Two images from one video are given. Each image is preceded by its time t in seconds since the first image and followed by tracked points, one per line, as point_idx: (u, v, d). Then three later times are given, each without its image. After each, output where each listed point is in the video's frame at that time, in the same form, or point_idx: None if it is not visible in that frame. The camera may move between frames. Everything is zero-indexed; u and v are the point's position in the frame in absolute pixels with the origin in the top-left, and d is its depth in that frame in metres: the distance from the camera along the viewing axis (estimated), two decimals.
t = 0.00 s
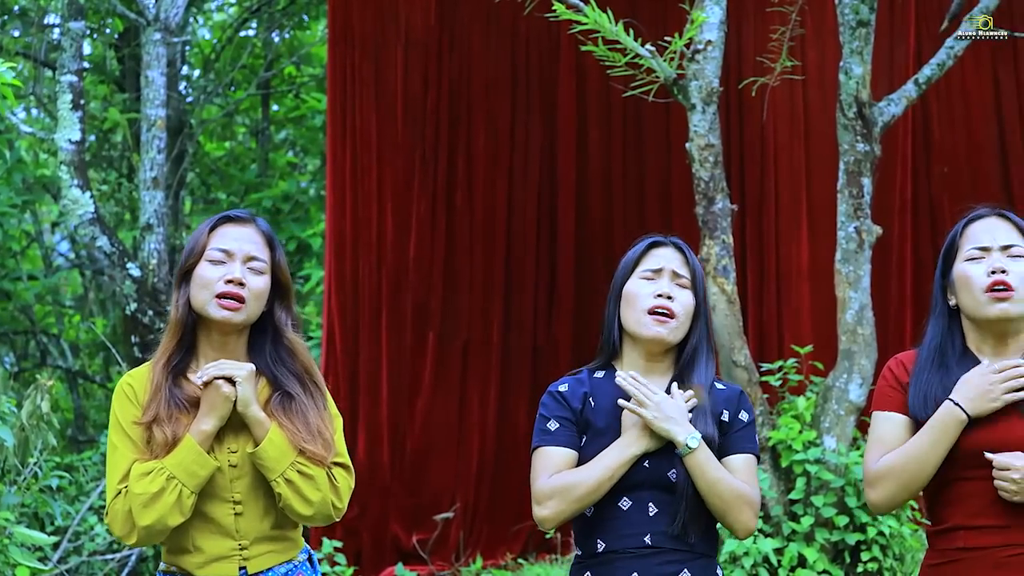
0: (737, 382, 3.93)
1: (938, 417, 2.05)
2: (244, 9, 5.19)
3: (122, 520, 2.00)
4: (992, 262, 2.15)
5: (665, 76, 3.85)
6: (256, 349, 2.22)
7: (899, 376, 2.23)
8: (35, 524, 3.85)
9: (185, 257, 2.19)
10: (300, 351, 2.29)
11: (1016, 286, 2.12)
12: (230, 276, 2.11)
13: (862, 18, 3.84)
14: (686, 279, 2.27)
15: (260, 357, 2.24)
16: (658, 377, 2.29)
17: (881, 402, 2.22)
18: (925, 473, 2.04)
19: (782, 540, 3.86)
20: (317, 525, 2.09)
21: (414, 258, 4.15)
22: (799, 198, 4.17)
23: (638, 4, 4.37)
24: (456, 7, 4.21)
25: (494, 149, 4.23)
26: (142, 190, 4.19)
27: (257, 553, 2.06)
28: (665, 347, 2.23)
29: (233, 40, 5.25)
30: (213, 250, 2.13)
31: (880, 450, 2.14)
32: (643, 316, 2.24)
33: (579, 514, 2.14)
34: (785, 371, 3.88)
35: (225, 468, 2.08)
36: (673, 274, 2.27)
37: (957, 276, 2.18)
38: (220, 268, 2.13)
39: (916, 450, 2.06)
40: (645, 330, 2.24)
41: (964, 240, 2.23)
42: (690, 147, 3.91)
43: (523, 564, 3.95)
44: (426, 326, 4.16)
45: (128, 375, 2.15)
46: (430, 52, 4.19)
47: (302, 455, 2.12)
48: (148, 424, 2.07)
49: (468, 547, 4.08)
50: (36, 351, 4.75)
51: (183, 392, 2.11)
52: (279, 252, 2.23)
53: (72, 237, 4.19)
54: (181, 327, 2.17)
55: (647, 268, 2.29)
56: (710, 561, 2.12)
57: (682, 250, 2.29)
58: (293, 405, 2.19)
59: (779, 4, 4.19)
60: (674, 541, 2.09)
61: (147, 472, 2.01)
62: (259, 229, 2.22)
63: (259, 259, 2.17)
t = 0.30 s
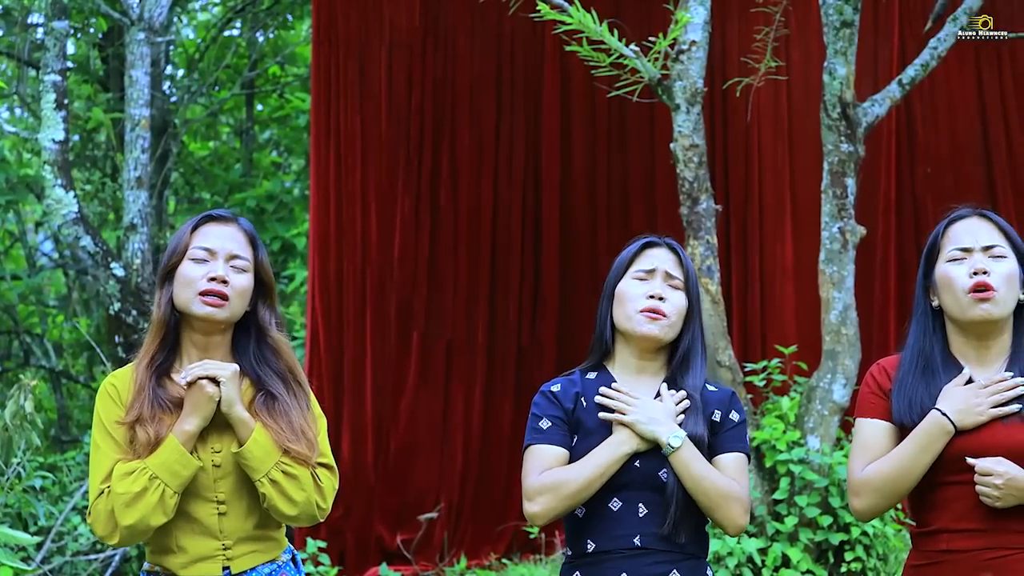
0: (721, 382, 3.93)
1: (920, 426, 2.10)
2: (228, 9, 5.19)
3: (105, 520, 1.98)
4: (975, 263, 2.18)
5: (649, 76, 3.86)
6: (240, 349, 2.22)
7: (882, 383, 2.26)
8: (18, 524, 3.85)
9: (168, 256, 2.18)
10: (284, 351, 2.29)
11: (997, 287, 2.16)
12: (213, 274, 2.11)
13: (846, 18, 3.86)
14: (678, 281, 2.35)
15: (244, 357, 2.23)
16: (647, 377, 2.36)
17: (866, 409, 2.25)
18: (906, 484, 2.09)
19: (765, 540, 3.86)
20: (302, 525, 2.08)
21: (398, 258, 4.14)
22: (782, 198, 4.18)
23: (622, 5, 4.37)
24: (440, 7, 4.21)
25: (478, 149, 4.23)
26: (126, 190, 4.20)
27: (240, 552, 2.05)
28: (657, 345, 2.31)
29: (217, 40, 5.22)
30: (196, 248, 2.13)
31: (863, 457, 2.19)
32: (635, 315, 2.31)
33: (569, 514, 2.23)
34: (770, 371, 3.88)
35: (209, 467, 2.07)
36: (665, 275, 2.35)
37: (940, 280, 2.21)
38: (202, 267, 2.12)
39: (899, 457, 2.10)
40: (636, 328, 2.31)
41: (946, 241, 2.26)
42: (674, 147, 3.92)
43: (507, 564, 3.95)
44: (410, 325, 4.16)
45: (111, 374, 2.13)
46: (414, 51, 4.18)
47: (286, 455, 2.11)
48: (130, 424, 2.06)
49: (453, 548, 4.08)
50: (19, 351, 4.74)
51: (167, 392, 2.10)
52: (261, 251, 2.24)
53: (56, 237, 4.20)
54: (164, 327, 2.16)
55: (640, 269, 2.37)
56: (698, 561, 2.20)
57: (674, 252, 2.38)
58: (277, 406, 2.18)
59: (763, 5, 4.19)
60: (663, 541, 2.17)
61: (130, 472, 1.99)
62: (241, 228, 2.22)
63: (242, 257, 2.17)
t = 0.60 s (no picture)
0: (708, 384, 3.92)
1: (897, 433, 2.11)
2: (214, 11, 5.17)
3: (98, 523, 1.98)
4: (959, 265, 2.19)
5: (635, 78, 3.87)
6: (234, 352, 2.24)
7: (867, 386, 2.27)
8: (3, 526, 3.86)
9: (163, 257, 2.19)
10: (276, 352, 2.30)
11: (982, 288, 2.16)
12: (210, 274, 2.13)
13: (832, 21, 3.88)
14: (664, 281, 2.35)
15: (236, 359, 2.25)
16: (631, 381, 2.35)
17: (851, 412, 2.26)
18: (892, 486, 2.08)
19: (752, 542, 3.85)
20: (295, 529, 2.09)
21: (385, 261, 4.14)
22: (769, 200, 4.18)
23: (609, 7, 4.37)
24: (427, 9, 4.21)
25: (465, 151, 4.23)
26: (111, 192, 4.20)
27: (232, 555, 2.06)
28: (643, 348, 2.30)
29: (203, 42, 5.20)
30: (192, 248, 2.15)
31: (847, 461, 2.19)
32: (621, 318, 2.30)
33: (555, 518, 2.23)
34: (756, 373, 3.88)
35: (203, 470, 2.07)
36: (651, 276, 2.34)
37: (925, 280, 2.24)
38: (200, 267, 2.15)
39: (879, 462, 2.11)
40: (621, 331, 2.30)
41: (931, 242, 2.27)
42: (660, 148, 3.92)
43: (494, 566, 3.95)
44: (398, 327, 4.15)
45: (104, 376, 2.13)
46: (401, 52, 4.19)
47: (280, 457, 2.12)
48: (124, 426, 2.06)
49: (439, 550, 4.08)
50: (4, 353, 4.74)
51: (161, 394, 2.10)
52: (257, 252, 2.27)
53: (41, 239, 4.19)
54: (158, 328, 2.17)
55: (625, 270, 2.36)
56: (684, 563, 2.21)
57: (660, 253, 2.38)
58: (270, 408, 2.19)
59: (749, 7, 4.21)
60: (650, 545, 2.17)
61: (125, 475, 1.99)
62: (237, 230, 2.25)
63: (238, 257, 2.20)
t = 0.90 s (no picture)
0: (694, 398, 3.93)
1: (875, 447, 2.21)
2: (201, 25, 5.13)
3: (97, 533, 2.09)
4: (943, 279, 2.28)
5: (622, 91, 3.90)
6: (234, 366, 2.36)
7: (853, 400, 2.36)
8: None
9: (166, 271, 2.32)
10: (276, 367, 2.42)
11: (966, 301, 2.26)
12: (212, 288, 2.25)
13: (818, 34, 3.88)
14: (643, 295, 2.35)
15: (237, 373, 2.37)
16: (611, 394, 2.35)
17: (838, 426, 2.34)
18: (879, 500, 2.17)
19: (739, 555, 3.84)
20: (290, 543, 2.21)
21: (372, 274, 4.14)
22: (755, 213, 4.18)
23: (595, 21, 4.37)
24: (413, 22, 4.22)
25: (453, 165, 4.23)
26: (98, 206, 4.33)
27: (227, 568, 2.17)
28: (621, 361, 2.31)
29: (190, 56, 5.23)
30: (196, 262, 2.27)
31: (835, 476, 2.27)
32: (599, 331, 2.32)
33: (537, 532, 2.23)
34: (743, 386, 3.89)
35: (201, 484, 2.19)
36: (630, 290, 2.36)
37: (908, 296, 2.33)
38: (202, 280, 2.26)
39: (869, 476, 2.19)
40: (600, 345, 2.32)
41: (914, 257, 2.36)
42: (647, 162, 3.93)
43: None
44: (384, 341, 4.15)
45: (105, 389, 2.24)
46: (388, 65, 4.19)
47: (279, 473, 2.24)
48: (124, 438, 2.17)
49: (427, 563, 4.07)
50: None
51: (161, 407, 2.22)
52: (257, 268, 2.39)
53: (28, 253, 4.21)
54: (159, 342, 2.28)
55: (605, 283, 2.37)
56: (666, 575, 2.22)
57: (640, 267, 2.38)
58: (269, 422, 2.32)
59: (735, 20, 4.23)
60: (632, 558, 2.18)
61: (124, 487, 2.10)
62: (239, 246, 2.38)
63: (240, 272, 2.32)
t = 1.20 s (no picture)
0: (682, 407, 3.93)
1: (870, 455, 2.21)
2: (188, 33, 5.17)
3: (97, 540, 2.09)
4: (932, 286, 2.30)
5: (609, 100, 3.91)
6: (237, 375, 2.36)
7: (841, 408, 2.37)
8: None
9: (168, 279, 2.31)
10: (281, 377, 2.43)
11: (954, 309, 2.27)
12: (217, 297, 2.25)
13: (805, 44, 3.89)
14: (618, 303, 2.38)
15: (240, 382, 2.36)
16: (588, 402, 2.38)
17: (825, 433, 2.35)
18: (866, 508, 2.18)
19: (726, 564, 3.83)
20: (291, 554, 2.21)
21: (359, 284, 4.13)
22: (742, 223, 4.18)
23: (582, 29, 4.38)
24: (400, 31, 4.23)
25: (439, 177, 4.25)
26: (85, 215, 4.40)
27: None
28: (598, 370, 2.34)
29: (176, 64, 5.24)
30: (200, 271, 2.26)
31: (822, 483, 2.28)
32: (576, 340, 2.34)
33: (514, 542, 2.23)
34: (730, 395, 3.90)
35: (202, 491, 2.19)
36: (606, 298, 2.38)
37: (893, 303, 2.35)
38: (207, 290, 2.25)
39: (857, 484, 2.19)
40: (577, 353, 2.34)
41: (902, 264, 2.38)
42: (634, 171, 3.93)
43: None
44: (371, 349, 4.15)
45: (107, 395, 2.25)
46: (374, 74, 4.19)
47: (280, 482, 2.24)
48: (127, 445, 2.18)
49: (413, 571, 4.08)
50: None
51: (164, 414, 2.22)
52: (262, 277, 2.38)
53: (13, 261, 4.22)
54: (162, 350, 2.28)
55: (580, 292, 2.40)
56: None
57: (615, 276, 2.41)
58: (272, 433, 2.32)
59: (722, 29, 4.25)
60: (610, 566, 2.19)
61: (125, 494, 2.10)
62: (244, 254, 2.37)
63: (244, 281, 2.31)
